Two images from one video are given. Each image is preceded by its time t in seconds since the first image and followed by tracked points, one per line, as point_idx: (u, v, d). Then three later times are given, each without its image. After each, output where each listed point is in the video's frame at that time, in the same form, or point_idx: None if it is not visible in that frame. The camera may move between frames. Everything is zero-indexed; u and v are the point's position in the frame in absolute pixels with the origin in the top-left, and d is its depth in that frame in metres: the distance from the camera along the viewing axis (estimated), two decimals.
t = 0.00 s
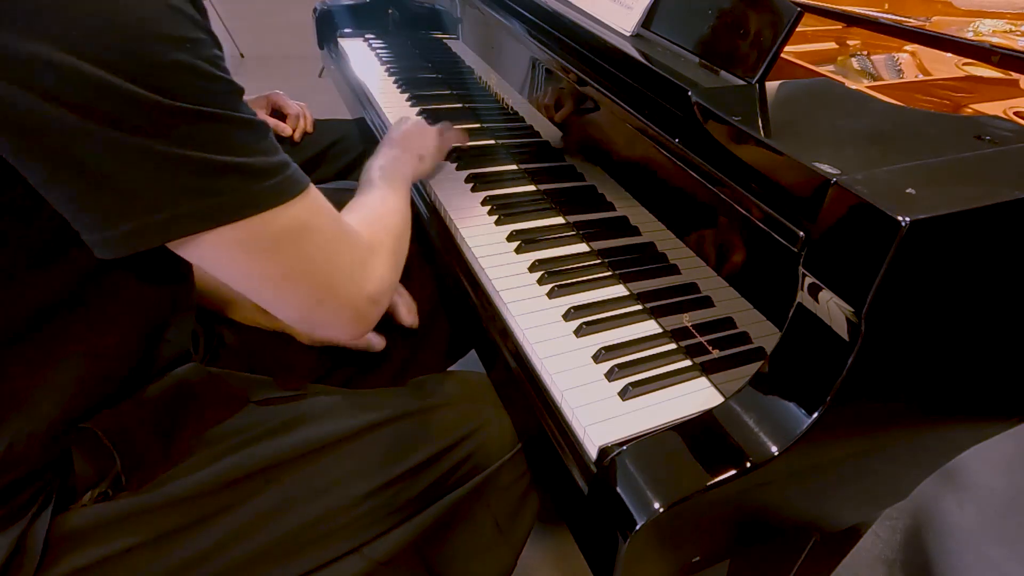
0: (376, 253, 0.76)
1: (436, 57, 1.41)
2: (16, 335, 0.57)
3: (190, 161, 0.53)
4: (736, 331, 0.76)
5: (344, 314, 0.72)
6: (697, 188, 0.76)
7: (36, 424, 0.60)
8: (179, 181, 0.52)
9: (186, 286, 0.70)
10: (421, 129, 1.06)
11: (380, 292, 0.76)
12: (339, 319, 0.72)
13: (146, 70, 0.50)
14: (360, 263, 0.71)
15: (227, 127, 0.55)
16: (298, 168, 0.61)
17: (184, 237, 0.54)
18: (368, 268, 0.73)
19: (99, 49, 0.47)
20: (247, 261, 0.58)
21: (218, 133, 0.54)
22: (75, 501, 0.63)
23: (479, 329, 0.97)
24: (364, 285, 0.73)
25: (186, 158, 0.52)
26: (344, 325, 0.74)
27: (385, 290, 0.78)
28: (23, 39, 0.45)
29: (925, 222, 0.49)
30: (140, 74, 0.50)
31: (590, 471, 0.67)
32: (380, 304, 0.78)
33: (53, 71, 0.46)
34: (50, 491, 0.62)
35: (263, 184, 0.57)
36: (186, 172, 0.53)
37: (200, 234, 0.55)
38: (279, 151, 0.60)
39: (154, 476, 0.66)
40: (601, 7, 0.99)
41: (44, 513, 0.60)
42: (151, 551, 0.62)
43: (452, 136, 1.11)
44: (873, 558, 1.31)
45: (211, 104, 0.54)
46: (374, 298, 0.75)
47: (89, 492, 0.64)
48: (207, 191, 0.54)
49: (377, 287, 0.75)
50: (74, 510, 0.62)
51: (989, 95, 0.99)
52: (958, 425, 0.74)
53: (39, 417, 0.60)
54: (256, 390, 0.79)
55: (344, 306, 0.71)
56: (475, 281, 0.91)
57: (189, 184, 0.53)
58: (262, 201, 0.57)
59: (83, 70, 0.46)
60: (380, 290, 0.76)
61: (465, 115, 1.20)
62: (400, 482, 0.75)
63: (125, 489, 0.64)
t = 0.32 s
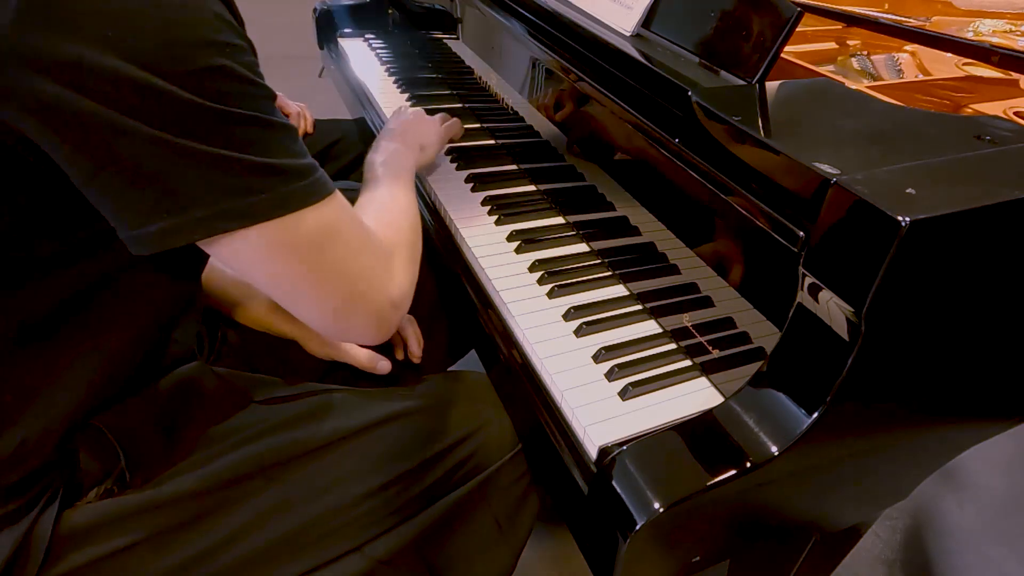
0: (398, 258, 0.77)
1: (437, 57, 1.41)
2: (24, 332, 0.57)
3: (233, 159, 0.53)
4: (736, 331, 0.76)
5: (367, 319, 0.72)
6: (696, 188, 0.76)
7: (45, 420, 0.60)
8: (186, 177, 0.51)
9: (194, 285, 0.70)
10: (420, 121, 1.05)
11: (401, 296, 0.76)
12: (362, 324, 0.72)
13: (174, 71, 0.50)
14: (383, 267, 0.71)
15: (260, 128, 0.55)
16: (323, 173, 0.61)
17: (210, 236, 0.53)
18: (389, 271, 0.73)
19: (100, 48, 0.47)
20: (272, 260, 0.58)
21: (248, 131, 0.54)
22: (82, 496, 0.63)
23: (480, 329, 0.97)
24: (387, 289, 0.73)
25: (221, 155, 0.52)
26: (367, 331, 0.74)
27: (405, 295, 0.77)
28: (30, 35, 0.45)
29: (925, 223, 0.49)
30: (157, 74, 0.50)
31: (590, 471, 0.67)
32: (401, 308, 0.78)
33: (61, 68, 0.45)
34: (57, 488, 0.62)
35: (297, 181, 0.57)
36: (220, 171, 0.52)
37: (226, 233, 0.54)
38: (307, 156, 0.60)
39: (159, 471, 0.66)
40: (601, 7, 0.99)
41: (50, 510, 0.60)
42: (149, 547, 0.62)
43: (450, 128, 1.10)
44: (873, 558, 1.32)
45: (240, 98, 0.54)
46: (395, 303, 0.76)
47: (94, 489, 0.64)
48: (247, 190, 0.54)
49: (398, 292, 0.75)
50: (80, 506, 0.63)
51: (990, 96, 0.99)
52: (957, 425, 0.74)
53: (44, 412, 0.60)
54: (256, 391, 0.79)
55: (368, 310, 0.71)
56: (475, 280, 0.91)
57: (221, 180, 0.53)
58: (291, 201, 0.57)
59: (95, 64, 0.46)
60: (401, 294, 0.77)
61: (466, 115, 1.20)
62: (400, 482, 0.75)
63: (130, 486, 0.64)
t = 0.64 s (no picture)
0: (447, 220, 0.78)
1: (436, 57, 1.41)
2: (31, 325, 0.58)
3: (271, 119, 0.56)
4: (736, 331, 0.76)
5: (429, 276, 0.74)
6: (695, 188, 0.76)
7: (60, 408, 0.62)
8: (203, 164, 0.54)
9: (193, 285, 0.70)
10: (422, 123, 1.04)
11: (457, 255, 0.78)
12: (423, 281, 0.74)
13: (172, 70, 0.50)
14: (434, 228, 0.73)
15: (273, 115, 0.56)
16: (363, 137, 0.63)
17: (271, 199, 0.57)
18: (441, 232, 0.75)
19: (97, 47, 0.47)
20: (327, 221, 0.62)
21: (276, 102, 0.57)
22: (85, 493, 0.64)
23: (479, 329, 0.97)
24: (441, 248, 0.74)
25: (254, 125, 0.55)
26: (427, 293, 0.77)
27: (463, 252, 0.79)
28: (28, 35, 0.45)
29: (925, 222, 0.49)
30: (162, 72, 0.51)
31: (590, 471, 0.67)
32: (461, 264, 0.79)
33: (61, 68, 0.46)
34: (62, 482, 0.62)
35: (339, 142, 0.60)
36: (240, 152, 0.55)
37: (284, 196, 0.58)
38: (346, 124, 0.62)
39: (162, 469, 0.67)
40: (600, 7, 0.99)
41: (55, 505, 0.61)
42: (148, 545, 0.62)
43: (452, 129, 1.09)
44: (874, 559, 1.33)
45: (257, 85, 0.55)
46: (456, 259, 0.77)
47: (98, 485, 0.64)
48: (294, 151, 0.57)
49: (455, 249, 0.77)
50: (84, 502, 0.63)
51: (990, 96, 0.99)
52: (957, 425, 0.74)
53: (48, 405, 0.61)
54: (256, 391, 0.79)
55: (424, 269, 0.73)
56: (474, 281, 0.91)
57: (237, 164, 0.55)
58: (333, 162, 0.59)
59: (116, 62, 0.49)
60: (457, 253, 0.78)
61: (465, 115, 1.20)
62: (401, 481, 0.75)
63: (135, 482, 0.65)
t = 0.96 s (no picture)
0: (449, 233, 0.79)
1: (437, 57, 1.41)
2: (35, 324, 0.58)
3: (275, 133, 0.56)
4: (736, 331, 0.76)
5: (426, 291, 0.75)
6: (696, 188, 0.76)
7: (64, 406, 0.62)
8: (204, 164, 0.54)
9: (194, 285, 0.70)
10: (427, 119, 1.04)
11: (456, 269, 0.78)
12: (421, 296, 0.75)
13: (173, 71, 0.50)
14: (434, 241, 0.74)
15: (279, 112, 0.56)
16: (365, 150, 0.64)
17: (270, 210, 0.57)
18: (441, 247, 0.75)
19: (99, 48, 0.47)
20: (327, 232, 0.62)
21: (280, 112, 0.57)
22: (87, 492, 0.63)
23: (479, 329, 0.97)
24: (441, 262, 0.75)
25: (256, 139, 0.55)
26: (423, 307, 0.77)
27: (460, 264, 0.79)
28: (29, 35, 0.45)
29: (925, 223, 0.49)
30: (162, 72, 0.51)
31: (590, 471, 0.67)
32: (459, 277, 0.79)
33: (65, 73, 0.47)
34: (64, 482, 0.62)
35: (341, 156, 0.60)
36: (242, 153, 0.55)
37: (280, 210, 0.58)
38: (349, 134, 0.63)
39: (165, 466, 0.66)
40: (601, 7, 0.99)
41: (56, 505, 0.61)
42: (150, 544, 0.62)
43: (456, 129, 1.09)
44: (874, 559, 1.32)
45: (265, 89, 0.55)
46: (454, 273, 0.78)
47: (101, 485, 0.63)
48: (295, 164, 0.57)
49: (454, 263, 0.77)
50: (86, 501, 0.62)
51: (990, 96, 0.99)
52: (957, 425, 0.74)
53: (51, 404, 0.62)
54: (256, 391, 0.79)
55: (423, 283, 0.73)
56: (474, 281, 0.91)
57: (240, 170, 0.55)
58: (340, 174, 0.60)
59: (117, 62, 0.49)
60: (456, 266, 0.78)
61: (466, 115, 1.20)
62: (401, 481, 0.75)
63: (137, 480, 0.64)
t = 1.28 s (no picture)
0: (432, 254, 0.79)
1: (437, 57, 1.41)
2: (35, 322, 0.58)
3: (269, 146, 0.55)
4: (735, 331, 0.76)
5: (406, 313, 0.74)
6: (696, 188, 0.76)
7: (65, 407, 0.62)
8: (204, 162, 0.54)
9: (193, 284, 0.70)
10: (421, 128, 1.05)
11: (436, 291, 0.78)
12: (401, 318, 0.74)
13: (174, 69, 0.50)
14: (418, 262, 0.73)
15: (280, 110, 0.56)
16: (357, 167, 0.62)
17: (258, 220, 0.56)
18: (424, 267, 0.75)
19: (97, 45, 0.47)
20: (312, 247, 0.60)
21: (280, 124, 0.56)
22: (88, 490, 0.63)
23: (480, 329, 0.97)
24: (423, 282, 0.75)
25: (250, 149, 0.54)
26: (401, 327, 0.76)
27: (441, 287, 0.79)
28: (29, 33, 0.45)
29: (925, 222, 0.49)
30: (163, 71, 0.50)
31: (590, 470, 0.67)
32: (436, 301, 0.79)
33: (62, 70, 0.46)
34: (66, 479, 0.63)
35: (326, 172, 0.59)
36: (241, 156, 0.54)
37: (270, 221, 0.56)
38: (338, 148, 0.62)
39: (164, 464, 0.66)
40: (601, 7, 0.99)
41: (58, 503, 0.61)
42: (150, 541, 0.62)
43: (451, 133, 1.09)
44: (873, 559, 1.33)
45: (266, 94, 0.55)
46: (433, 296, 0.78)
47: (102, 482, 0.64)
48: (287, 177, 0.56)
49: (435, 285, 0.77)
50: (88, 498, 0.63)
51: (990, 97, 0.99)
52: (957, 425, 0.74)
53: (53, 404, 0.62)
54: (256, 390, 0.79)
55: (404, 304, 0.73)
56: (475, 280, 0.91)
57: (234, 177, 0.54)
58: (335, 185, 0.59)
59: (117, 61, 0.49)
60: (436, 288, 0.78)
61: (466, 115, 1.20)
62: (401, 481, 0.75)
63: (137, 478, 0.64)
